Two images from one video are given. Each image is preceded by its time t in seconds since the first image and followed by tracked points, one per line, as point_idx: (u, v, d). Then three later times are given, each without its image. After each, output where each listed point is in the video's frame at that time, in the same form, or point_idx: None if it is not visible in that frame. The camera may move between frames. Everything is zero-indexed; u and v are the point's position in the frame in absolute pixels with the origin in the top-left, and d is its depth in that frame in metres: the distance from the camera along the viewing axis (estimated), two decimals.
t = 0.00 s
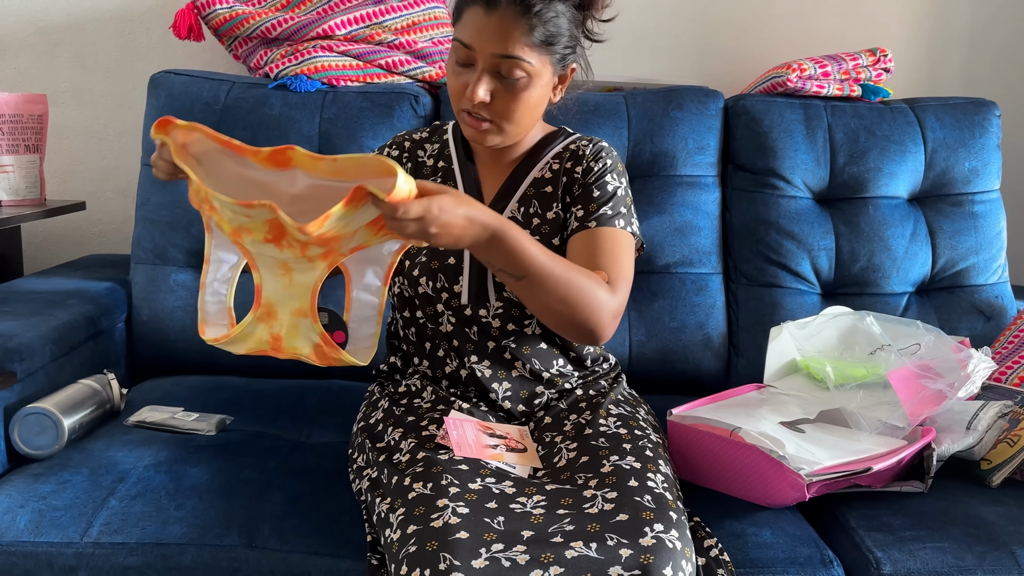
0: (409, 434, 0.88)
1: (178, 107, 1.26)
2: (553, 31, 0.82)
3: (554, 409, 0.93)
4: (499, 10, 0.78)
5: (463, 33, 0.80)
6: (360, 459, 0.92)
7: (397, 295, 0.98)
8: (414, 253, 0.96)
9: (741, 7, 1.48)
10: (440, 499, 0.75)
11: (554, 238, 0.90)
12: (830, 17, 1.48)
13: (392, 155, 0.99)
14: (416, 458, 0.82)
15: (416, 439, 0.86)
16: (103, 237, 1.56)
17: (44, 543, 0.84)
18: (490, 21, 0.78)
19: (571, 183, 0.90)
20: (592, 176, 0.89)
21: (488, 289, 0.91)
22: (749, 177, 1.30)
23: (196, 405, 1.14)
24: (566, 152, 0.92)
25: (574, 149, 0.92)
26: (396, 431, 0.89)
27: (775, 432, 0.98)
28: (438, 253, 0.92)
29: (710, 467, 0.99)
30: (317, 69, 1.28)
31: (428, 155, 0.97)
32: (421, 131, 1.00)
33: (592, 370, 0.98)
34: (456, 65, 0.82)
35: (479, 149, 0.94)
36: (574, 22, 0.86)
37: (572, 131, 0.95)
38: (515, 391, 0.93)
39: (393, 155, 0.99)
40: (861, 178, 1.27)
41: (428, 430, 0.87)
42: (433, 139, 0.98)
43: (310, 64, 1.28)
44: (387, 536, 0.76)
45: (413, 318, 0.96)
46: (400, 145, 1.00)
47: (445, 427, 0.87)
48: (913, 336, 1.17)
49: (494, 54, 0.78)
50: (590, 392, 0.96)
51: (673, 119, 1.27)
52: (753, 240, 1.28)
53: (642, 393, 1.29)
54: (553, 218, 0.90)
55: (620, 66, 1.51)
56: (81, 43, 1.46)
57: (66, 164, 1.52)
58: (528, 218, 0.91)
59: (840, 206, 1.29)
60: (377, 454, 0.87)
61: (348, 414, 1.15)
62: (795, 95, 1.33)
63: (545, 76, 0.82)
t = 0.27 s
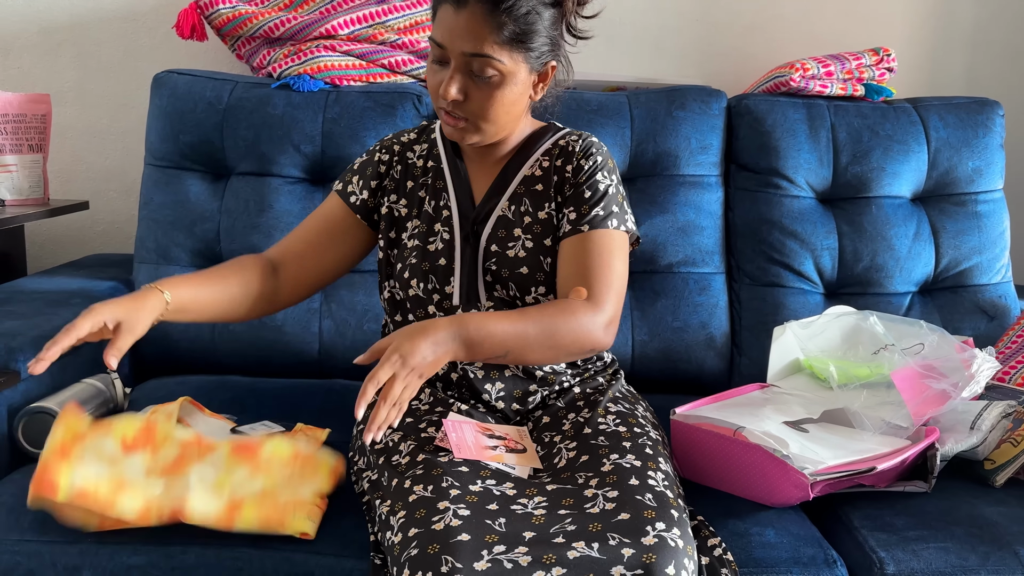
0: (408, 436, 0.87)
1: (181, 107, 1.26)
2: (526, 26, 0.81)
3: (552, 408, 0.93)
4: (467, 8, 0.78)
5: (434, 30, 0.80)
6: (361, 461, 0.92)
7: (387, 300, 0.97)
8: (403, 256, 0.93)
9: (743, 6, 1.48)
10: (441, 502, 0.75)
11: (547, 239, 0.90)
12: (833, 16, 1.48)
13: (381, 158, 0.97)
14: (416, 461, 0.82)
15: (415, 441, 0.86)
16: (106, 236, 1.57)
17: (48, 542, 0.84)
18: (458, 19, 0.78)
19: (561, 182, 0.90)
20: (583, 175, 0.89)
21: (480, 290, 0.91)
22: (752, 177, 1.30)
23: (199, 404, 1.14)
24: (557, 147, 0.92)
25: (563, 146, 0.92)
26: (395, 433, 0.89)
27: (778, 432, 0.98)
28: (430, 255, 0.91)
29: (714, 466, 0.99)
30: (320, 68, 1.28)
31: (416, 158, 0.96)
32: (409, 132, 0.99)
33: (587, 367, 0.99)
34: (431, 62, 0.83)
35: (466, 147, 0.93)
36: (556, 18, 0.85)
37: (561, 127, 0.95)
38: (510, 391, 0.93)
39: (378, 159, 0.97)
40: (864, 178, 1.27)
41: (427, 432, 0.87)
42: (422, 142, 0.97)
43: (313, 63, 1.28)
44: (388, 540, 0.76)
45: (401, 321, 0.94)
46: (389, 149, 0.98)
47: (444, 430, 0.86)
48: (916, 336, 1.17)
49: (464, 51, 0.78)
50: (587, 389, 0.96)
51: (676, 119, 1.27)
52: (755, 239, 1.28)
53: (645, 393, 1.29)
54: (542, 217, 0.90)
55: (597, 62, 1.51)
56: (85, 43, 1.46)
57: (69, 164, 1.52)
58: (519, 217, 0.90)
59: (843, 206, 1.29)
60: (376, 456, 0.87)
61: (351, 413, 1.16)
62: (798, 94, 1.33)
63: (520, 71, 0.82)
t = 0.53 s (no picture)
0: (407, 438, 0.87)
1: (183, 107, 1.26)
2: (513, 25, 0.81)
3: (551, 409, 0.93)
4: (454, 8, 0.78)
5: (420, 33, 0.80)
6: (360, 463, 0.92)
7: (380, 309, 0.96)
8: (398, 265, 0.92)
9: (745, 6, 1.48)
10: (439, 505, 0.75)
11: (552, 238, 0.91)
12: (834, 16, 1.48)
13: (369, 171, 0.98)
14: (414, 463, 0.82)
15: (414, 444, 0.86)
16: (107, 236, 1.57)
17: (49, 541, 0.84)
18: (446, 20, 0.78)
19: (565, 183, 0.91)
20: (590, 177, 0.90)
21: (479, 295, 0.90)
22: (754, 177, 1.30)
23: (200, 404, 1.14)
24: (553, 147, 0.92)
25: (560, 144, 0.92)
26: (394, 436, 0.89)
27: (780, 432, 0.98)
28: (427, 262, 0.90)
29: (714, 466, 0.99)
30: (322, 68, 1.28)
31: (404, 162, 0.96)
32: (393, 135, 0.99)
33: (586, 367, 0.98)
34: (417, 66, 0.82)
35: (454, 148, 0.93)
36: (540, 14, 0.85)
37: (556, 122, 0.95)
38: (508, 395, 0.93)
39: (369, 170, 0.98)
40: (865, 178, 1.27)
41: (427, 434, 0.87)
42: (410, 145, 0.97)
43: (314, 63, 1.28)
44: (386, 543, 0.76)
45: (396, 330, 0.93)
46: (374, 158, 0.98)
47: (442, 432, 0.86)
48: (917, 336, 1.16)
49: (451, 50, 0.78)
50: (587, 389, 0.96)
51: (677, 119, 1.27)
52: (757, 239, 1.28)
53: (646, 393, 1.29)
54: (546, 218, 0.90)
55: (592, 64, 1.51)
56: (87, 43, 1.46)
57: (70, 164, 1.52)
58: (519, 218, 0.90)
59: (845, 206, 1.29)
60: (375, 458, 0.87)
61: (352, 413, 1.16)
62: (799, 94, 1.34)
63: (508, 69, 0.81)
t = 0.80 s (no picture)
0: (409, 438, 0.88)
1: (184, 108, 1.26)
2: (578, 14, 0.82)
3: (555, 409, 0.93)
4: (564, 20, 0.76)
5: (525, 52, 0.76)
6: (362, 462, 0.92)
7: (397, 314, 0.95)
8: (418, 269, 0.91)
9: (745, 6, 1.48)
10: (439, 505, 0.75)
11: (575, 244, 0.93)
12: (835, 16, 1.48)
13: (382, 172, 0.93)
14: (415, 464, 0.82)
15: (415, 444, 0.86)
16: (109, 236, 1.57)
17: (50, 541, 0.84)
18: (561, 34, 0.75)
19: (591, 189, 0.94)
20: (614, 185, 0.95)
21: (503, 300, 0.90)
22: (754, 177, 1.30)
23: (201, 404, 1.14)
24: (575, 152, 0.95)
25: (581, 149, 0.95)
26: (396, 435, 0.89)
27: (780, 432, 0.98)
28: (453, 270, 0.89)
29: (714, 466, 1.00)
30: (323, 69, 1.28)
31: (417, 165, 0.93)
32: (406, 133, 0.95)
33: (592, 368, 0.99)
34: (519, 87, 0.78)
35: (475, 146, 0.92)
36: None
37: (569, 127, 0.98)
38: (520, 401, 0.92)
39: (380, 172, 0.93)
40: (866, 179, 1.27)
41: (428, 434, 0.87)
42: (426, 146, 0.93)
43: (316, 64, 1.28)
44: (387, 543, 0.76)
45: (413, 336, 0.93)
46: (387, 159, 0.93)
47: (444, 433, 0.86)
48: (917, 336, 1.17)
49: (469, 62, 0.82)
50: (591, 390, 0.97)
51: (678, 119, 1.27)
52: (757, 240, 1.28)
53: (646, 393, 1.29)
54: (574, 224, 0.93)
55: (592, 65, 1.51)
56: (88, 44, 1.47)
57: (72, 164, 1.52)
58: (547, 224, 0.92)
59: (845, 207, 1.29)
60: (377, 458, 0.87)
61: (353, 413, 1.16)
62: (800, 95, 1.34)
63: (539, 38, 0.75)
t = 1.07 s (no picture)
0: (414, 437, 0.87)
1: (186, 108, 1.26)
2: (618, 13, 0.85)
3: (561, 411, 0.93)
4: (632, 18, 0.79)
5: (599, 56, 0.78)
6: (365, 461, 0.92)
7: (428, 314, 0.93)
8: (457, 271, 0.89)
9: (746, 6, 1.48)
10: (440, 506, 0.75)
11: (608, 251, 0.94)
12: (836, 18, 1.48)
13: (423, 169, 0.89)
14: (419, 463, 0.82)
15: (420, 443, 0.86)
16: (110, 237, 1.57)
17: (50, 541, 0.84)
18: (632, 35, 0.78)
19: (622, 198, 0.97)
20: (642, 191, 0.98)
21: (540, 305, 0.90)
22: (755, 178, 1.30)
23: (203, 404, 1.15)
24: (609, 162, 0.98)
25: (613, 158, 0.99)
26: (402, 435, 0.89)
27: (779, 434, 0.98)
28: (495, 272, 0.89)
29: (714, 468, 0.99)
30: (324, 70, 1.28)
31: (459, 166, 0.91)
32: (443, 133, 0.93)
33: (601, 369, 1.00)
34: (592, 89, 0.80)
35: (514, 145, 0.92)
36: None
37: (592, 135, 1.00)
38: (537, 402, 0.94)
39: (421, 168, 0.90)
40: (867, 180, 1.27)
41: (434, 434, 0.87)
42: (463, 146, 0.92)
43: (317, 65, 1.28)
44: (388, 543, 0.76)
45: (448, 337, 0.92)
46: (428, 157, 0.90)
47: (447, 435, 0.86)
48: (917, 338, 1.16)
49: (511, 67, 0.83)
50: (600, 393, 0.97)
51: (679, 120, 1.27)
52: (758, 241, 1.28)
53: (646, 394, 1.29)
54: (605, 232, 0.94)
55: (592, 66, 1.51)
56: (89, 44, 1.47)
57: (73, 165, 1.52)
58: (582, 230, 0.93)
59: (846, 208, 1.29)
60: (382, 457, 0.87)
61: (354, 413, 1.16)
62: (800, 96, 1.34)
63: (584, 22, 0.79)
